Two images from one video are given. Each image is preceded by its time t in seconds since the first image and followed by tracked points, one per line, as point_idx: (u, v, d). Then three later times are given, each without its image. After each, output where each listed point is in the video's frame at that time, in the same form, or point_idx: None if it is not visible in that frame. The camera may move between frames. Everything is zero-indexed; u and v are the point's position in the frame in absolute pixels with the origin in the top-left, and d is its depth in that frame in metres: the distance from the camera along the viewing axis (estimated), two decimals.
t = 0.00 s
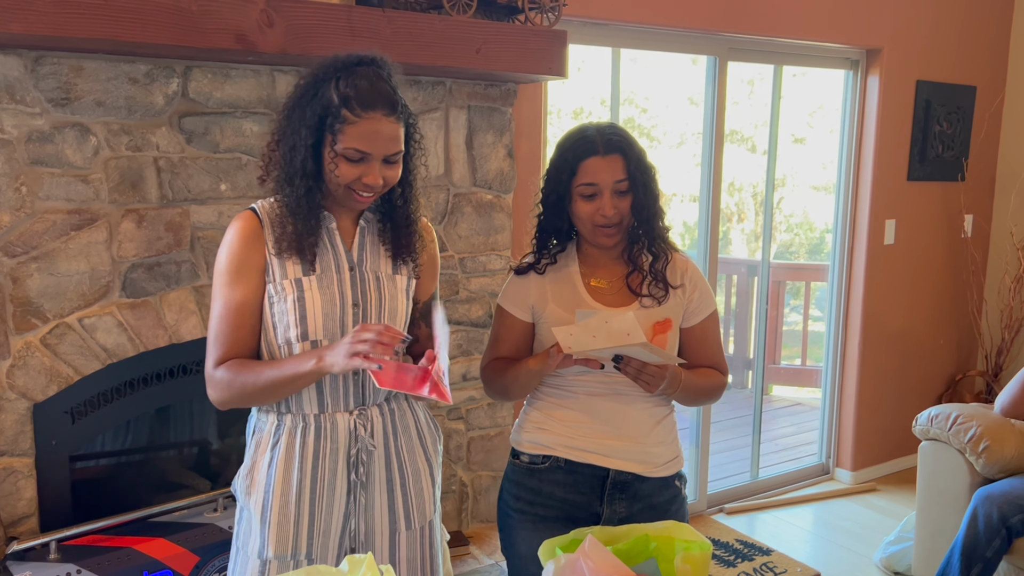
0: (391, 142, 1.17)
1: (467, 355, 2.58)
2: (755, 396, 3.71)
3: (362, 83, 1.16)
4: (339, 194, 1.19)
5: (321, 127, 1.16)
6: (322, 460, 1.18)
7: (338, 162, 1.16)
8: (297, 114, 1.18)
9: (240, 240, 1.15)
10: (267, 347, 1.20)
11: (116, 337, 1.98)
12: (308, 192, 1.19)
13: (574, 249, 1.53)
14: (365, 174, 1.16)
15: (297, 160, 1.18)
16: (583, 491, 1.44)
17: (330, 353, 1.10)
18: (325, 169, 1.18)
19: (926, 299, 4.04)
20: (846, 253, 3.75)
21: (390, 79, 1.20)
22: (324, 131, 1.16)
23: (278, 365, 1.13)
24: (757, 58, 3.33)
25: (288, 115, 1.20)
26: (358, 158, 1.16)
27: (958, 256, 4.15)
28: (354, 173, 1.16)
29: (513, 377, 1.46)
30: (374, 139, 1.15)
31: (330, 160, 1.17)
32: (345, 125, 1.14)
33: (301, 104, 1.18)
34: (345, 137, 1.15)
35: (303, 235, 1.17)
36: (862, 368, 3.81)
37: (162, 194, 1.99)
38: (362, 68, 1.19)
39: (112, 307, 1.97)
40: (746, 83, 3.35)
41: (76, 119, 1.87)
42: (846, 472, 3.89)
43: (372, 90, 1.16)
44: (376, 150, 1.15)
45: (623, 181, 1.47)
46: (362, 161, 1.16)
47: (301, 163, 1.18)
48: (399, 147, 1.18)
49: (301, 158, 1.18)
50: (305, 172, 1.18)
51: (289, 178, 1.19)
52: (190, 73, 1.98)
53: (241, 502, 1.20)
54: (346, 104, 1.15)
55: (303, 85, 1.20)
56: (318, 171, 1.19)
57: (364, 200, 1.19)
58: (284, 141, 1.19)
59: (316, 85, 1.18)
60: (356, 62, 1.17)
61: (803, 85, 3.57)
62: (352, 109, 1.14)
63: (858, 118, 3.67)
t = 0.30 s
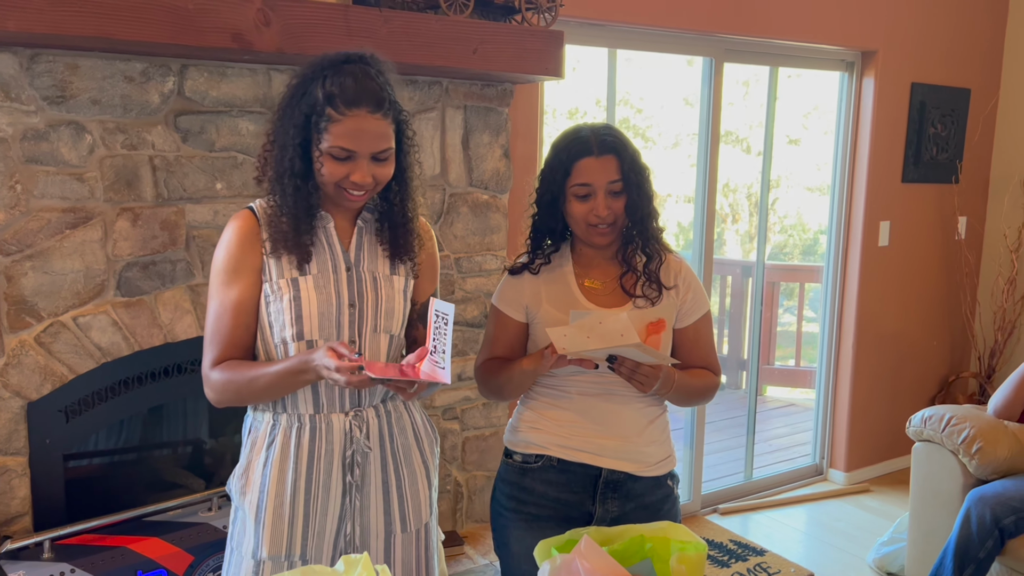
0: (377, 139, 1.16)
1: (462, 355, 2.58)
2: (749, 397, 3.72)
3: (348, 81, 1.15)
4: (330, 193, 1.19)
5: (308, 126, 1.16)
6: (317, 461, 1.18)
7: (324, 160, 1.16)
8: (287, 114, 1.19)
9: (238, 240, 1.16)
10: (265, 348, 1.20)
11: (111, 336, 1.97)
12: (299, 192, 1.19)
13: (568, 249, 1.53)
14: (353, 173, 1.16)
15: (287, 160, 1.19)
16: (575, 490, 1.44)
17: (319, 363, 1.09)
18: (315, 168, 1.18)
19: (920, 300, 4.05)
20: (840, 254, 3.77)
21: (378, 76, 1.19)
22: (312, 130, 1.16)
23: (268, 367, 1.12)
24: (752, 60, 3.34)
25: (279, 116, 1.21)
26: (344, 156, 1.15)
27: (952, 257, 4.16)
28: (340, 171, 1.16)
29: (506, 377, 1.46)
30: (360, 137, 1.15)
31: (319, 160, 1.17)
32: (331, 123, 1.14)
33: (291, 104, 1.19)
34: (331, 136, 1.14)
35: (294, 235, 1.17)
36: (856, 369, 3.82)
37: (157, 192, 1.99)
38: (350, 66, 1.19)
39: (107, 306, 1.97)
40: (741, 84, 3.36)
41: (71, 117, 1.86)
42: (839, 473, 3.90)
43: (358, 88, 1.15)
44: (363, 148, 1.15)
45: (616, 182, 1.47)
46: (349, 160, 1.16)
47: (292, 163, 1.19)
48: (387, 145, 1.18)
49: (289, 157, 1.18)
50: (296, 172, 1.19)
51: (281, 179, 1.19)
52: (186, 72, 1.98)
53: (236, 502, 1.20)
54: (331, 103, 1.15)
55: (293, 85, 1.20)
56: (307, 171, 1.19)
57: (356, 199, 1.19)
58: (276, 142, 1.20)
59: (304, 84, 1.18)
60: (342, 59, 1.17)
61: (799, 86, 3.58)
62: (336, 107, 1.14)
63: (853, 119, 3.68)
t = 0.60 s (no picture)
0: (367, 140, 1.15)
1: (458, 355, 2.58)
2: (745, 397, 3.72)
3: (335, 83, 1.14)
4: (326, 196, 1.18)
5: (299, 130, 1.16)
6: (314, 462, 1.18)
7: (316, 165, 1.15)
8: (279, 118, 1.19)
9: (236, 242, 1.16)
10: (263, 350, 1.19)
11: (106, 335, 1.97)
12: (294, 196, 1.18)
13: (561, 250, 1.53)
14: (346, 176, 1.15)
15: (281, 165, 1.19)
16: (566, 490, 1.44)
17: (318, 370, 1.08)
18: (308, 172, 1.18)
19: (915, 301, 4.06)
20: (836, 255, 3.77)
21: (366, 76, 1.18)
22: (303, 134, 1.16)
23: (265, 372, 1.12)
24: (748, 61, 3.34)
25: (271, 120, 1.21)
26: (335, 160, 1.15)
27: (947, 259, 4.17)
28: (333, 175, 1.15)
29: (498, 378, 1.46)
30: (348, 140, 1.14)
31: (311, 164, 1.16)
32: (320, 127, 1.14)
33: (282, 108, 1.18)
34: (321, 140, 1.14)
35: (290, 237, 1.16)
36: (851, 370, 3.83)
37: (153, 191, 1.98)
38: (337, 67, 1.19)
39: (102, 305, 1.96)
40: (737, 85, 3.36)
41: (67, 115, 1.86)
42: (835, 473, 3.91)
43: (346, 89, 1.14)
44: (354, 151, 1.14)
45: (608, 181, 1.47)
46: (341, 163, 1.15)
47: (285, 167, 1.19)
48: (379, 145, 1.17)
49: (282, 162, 1.18)
50: (289, 176, 1.19)
51: (275, 183, 1.19)
52: (183, 70, 1.97)
53: (233, 503, 1.20)
54: (319, 106, 1.15)
55: (284, 88, 1.20)
56: (300, 174, 1.19)
57: (352, 201, 1.18)
58: (269, 146, 1.20)
59: (294, 87, 1.18)
60: (331, 61, 1.16)
61: (795, 87, 3.59)
62: (323, 110, 1.14)
63: (849, 121, 3.69)
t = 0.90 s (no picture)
0: (365, 144, 1.15)
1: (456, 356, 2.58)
2: (742, 397, 3.73)
3: (332, 86, 1.14)
4: (326, 199, 1.18)
5: (297, 133, 1.16)
6: (317, 465, 1.18)
7: (315, 169, 1.15)
8: (277, 122, 1.18)
9: (236, 245, 1.15)
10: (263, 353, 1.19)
11: (104, 335, 1.96)
12: (294, 199, 1.18)
13: (549, 250, 1.53)
14: (346, 179, 1.15)
15: (280, 168, 1.18)
16: (557, 494, 1.44)
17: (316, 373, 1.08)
18: (308, 176, 1.18)
19: (912, 302, 4.07)
20: (833, 256, 3.78)
21: (365, 79, 1.18)
22: (301, 137, 1.15)
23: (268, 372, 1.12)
24: (746, 61, 3.35)
25: (270, 123, 1.20)
26: (334, 164, 1.15)
27: (945, 260, 4.18)
28: (332, 179, 1.15)
29: (485, 381, 1.45)
30: (347, 144, 1.14)
31: (310, 168, 1.16)
32: (318, 131, 1.13)
33: (280, 111, 1.18)
34: (320, 144, 1.13)
35: (290, 240, 1.16)
36: (849, 371, 3.83)
37: (151, 191, 1.98)
38: (335, 70, 1.18)
39: (100, 305, 1.96)
40: (734, 85, 3.36)
41: (65, 115, 1.85)
42: (832, 474, 3.91)
43: (343, 92, 1.14)
44: (352, 154, 1.14)
45: (598, 183, 1.47)
46: (340, 167, 1.15)
47: (284, 170, 1.18)
48: (378, 148, 1.17)
49: (281, 166, 1.18)
50: (289, 179, 1.18)
51: (274, 186, 1.19)
52: (181, 70, 1.97)
53: (235, 506, 1.19)
54: (316, 110, 1.14)
55: (282, 91, 1.20)
56: (299, 178, 1.19)
57: (351, 205, 1.18)
58: (268, 149, 1.20)
59: (292, 90, 1.17)
60: (329, 64, 1.16)
61: (793, 88, 3.59)
62: (321, 114, 1.13)
63: (847, 122, 3.69)
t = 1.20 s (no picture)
0: (360, 142, 1.15)
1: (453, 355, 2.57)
2: (739, 397, 3.73)
3: (326, 85, 1.14)
4: (323, 199, 1.18)
5: (292, 132, 1.16)
6: (316, 464, 1.18)
7: (310, 168, 1.15)
8: (272, 122, 1.18)
9: (234, 242, 1.15)
10: (261, 351, 1.19)
11: (102, 335, 1.96)
12: (290, 199, 1.18)
13: (537, 251, 1.53)
14: (343, 177, 1.15)
15: (275, 168, 1.18)
16: (550, 499, 1.43)
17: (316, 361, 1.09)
18: (304, 174, 1.18)
19: (910, 302, 4.07)
20: (831, 255, 3.78)
21: (359, 78, 1.18)
22: (297, 136, 1.16)
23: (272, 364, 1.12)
24: (744, 61, 3.35)
25: (265, 123, 1.20)
26: (330, 163, 1.15)
27: (942, 259, 4.18)
28: (328, 178, 1.15)
29: (478, 384, 1.45)
30: (343, 143, 1.14)
31: (306, 167, 1.16)
32: (312, 131, 1.13)
33: (274, 111, 1.18)
34: (315, 143, 1.14)
35: (288, 239, 1.16)
36: (846, 370, 3.84)
37: (149, 190, 1.98)
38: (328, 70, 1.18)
39: (97, 305, 1.95)
40: (732, 85, 3.37)
41: (63, 114, 1.85)
42: (829, 474, 3.91)
43: (337, 92, 1.14)
44: (347, 154, 1.14)
45: (586, 187, 1.47)
46: (335, 165, 1.15)
47: (279, 170, 1.18)
48: (373, 147, 1.17)
49: (277, 166, 1.18)
50: (284, 179, 1.19)
51: (270, 186, 1.19)
52: (179, 69, 1.97)
53: (234, 505, 1.19)
54: (311, 109, 1.14)
55: (276, 91, 1.20)
56: (294, 177, 1.19)
57: (348, 204, 1.18)
58: (263, 149, 1.20)
59: (286, 91, 1.17)
60: (322, 64, 1.16)
61: (791, 87, 3.59)
62: (315, 114, 1.13)
63: (845, 121, 3.70)
